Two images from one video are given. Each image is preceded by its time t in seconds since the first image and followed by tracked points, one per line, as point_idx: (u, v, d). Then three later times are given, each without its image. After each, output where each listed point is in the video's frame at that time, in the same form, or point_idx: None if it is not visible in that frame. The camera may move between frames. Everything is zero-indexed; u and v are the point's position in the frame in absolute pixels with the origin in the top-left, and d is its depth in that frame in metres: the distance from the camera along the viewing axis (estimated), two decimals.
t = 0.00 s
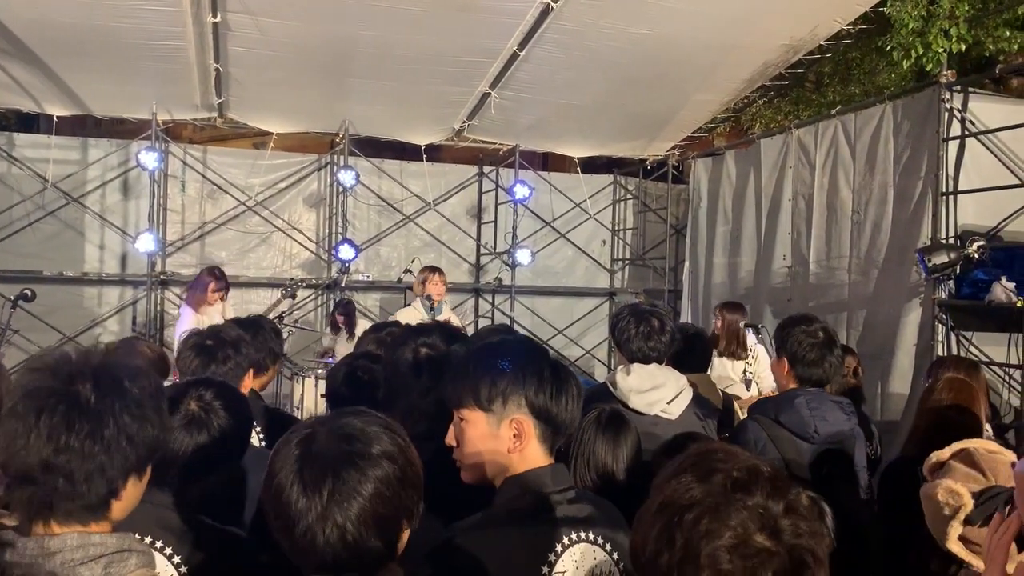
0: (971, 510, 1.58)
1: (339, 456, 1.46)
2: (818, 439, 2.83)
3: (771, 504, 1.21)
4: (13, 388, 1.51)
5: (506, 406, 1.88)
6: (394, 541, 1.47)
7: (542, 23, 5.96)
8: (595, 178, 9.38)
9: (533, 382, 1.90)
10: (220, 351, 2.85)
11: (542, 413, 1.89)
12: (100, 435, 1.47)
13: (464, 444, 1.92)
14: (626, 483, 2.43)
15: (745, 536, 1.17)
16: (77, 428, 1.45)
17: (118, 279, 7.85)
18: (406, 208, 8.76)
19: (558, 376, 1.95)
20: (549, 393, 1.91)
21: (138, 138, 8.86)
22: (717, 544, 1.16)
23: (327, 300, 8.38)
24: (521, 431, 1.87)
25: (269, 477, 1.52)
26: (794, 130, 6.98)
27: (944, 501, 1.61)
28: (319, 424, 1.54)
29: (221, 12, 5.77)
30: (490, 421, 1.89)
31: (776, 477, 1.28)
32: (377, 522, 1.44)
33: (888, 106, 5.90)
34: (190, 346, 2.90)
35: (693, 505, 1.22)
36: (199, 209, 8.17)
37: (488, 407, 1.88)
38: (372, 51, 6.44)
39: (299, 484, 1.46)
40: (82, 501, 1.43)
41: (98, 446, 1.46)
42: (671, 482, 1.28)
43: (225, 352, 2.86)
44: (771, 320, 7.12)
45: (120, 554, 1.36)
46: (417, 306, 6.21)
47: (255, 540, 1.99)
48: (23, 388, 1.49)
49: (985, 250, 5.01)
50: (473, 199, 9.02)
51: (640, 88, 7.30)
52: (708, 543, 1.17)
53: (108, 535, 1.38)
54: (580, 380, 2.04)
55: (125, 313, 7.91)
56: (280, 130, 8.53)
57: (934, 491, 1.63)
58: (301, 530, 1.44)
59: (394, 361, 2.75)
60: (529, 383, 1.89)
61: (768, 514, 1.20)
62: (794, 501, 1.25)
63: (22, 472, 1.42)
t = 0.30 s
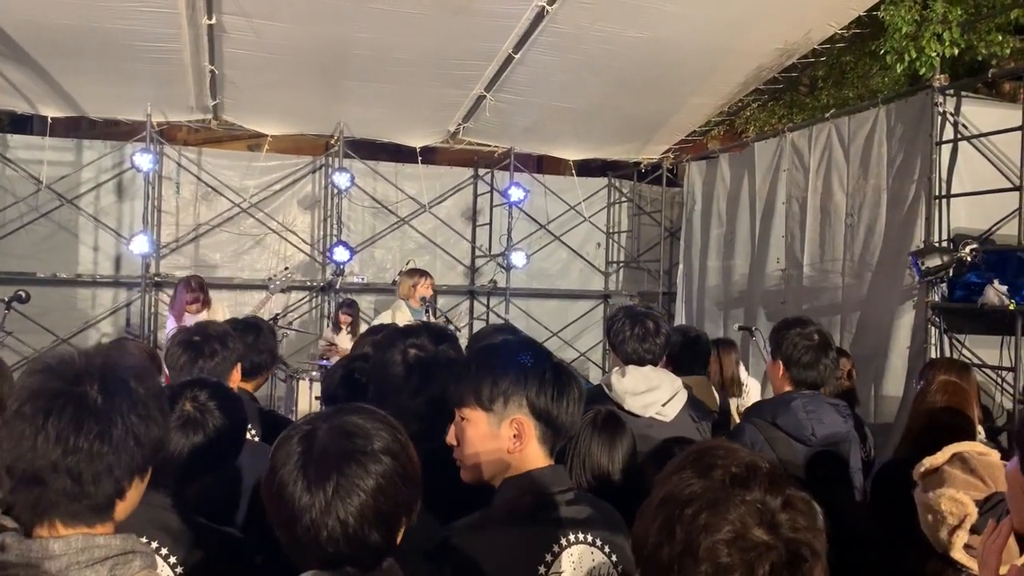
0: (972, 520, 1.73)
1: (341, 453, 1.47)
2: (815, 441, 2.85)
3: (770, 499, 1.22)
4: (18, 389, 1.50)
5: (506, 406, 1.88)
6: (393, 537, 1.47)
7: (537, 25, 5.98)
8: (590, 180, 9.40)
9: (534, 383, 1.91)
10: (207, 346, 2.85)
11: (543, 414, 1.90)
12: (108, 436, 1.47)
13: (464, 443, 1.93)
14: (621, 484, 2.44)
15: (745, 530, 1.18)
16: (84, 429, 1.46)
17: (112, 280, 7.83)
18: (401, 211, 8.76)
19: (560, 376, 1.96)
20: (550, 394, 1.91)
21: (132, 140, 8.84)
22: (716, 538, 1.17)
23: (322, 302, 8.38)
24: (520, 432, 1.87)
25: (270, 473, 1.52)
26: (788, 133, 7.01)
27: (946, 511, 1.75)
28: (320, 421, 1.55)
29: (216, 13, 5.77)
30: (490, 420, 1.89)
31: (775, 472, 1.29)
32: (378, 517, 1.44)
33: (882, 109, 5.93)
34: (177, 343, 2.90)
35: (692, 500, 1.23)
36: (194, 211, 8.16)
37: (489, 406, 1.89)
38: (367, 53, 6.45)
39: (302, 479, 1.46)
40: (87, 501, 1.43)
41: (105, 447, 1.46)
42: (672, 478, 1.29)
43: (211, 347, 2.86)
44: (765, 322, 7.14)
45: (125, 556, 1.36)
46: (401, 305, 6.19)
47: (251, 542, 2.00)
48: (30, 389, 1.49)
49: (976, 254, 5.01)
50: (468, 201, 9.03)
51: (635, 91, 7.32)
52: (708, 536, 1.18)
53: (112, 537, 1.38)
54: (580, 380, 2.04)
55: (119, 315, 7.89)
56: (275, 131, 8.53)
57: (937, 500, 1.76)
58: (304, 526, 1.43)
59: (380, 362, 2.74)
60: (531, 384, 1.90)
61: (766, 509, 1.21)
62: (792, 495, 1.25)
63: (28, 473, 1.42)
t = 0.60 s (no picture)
0: (968, 516, 1.76)
1: (343, 454, 1.46)
2: (810, 444, 2.86)
3: (768, 501, 1.23)
4: (29, 393, 1.48)
5: (506, 407, 1.89)
6: (392, 534, 1.49)
7: (533, 27, 5.99)
8: (585, 182, 9.41)
9: (534, 384, 1.91)
10: (212, 346, 2.84)
11: (542, 415, 1.90)
12: (126, 438, 1.48)
13: (463, 442, 1.93)
14: (616, 484, 2.45)
15: (742, 531, 1.18)
16: (106, 431, 1.46)
17: (105, 279, 7.81)
18: (396, 211, 8.76)
19: (560, 378, 1.97)
20: (550, 395, 1.92)
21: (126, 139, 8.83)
22: (713, 537, 1.18)
23: (316, 303, 8.37)
24: (519, 434, 1.88)
25: (270, 474, 1.49)
26: (782, 136, 7.03)
27: (944, 508, 1.76)
28: (320, 421, 1.52)
29: (212, 13, 5.77)
30: (490, 421, 1.89)
31: (773, 476, 1.30)
32: (379, 515, 1.45)
33: (875, 113, 5.95)
34: (181, 340, 2.89)
35: (689, 500, 1.23)
36: (188, 211, 8.14)
37: (488, 407, 1.89)
38: (363, 54, 6.45)
39: (309, 482, 1.44)
40: (104, 502, 1.43)
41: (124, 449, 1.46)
42: (670, 477, 1.30)
43: (217, 347, 2.85)
44: (759, 324, 7.15)
45: (133, 557, 1.36)
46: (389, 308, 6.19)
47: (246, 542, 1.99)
48: (44, 392, 1.48)
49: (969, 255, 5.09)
50: (463, 202, 9.04)
51: (630, 93, 7.33)
52: (705, 535, 1.18)
53: (121, 538, 1.38)
54: (577, 380, 2.05)
55: (113, 314, 7.87)
56: (270, 131, 8.52)
57: (933, 498, 1.77)
58: (308, 526, 1.43)
59: (369, 360, 2.74)
60: (531, 385, 1.91)
61: (764, 510, 1.22)
62: (788, 498, 1.26)
63: (46, 477, 1.41)
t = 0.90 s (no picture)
0: (975, 516, 1.77)
1: (353, 472, 1.44)
2: (808, 445, 2.87)
3: (765, 500, 1.23)
4: (33, 398, 1.48)
5: (505, 407, 1.89)
6: (397, 546, 1.49)
7: (533, 26, 5.99)
8: (583, 181, 9.41)
9: (533, 385, 1.92)
10: (212, 343, 2.83)
11: (541, 415, 1.90)
12: (136, 431, 1.50)
13: (462, 442, 1.93)
14: (613, 484, 2.45)
15: (742, 529, 1.18)
16: (118, 426, 1.48)
17: (102, 274, 7.80)
18: (394, 209, 8.75)
19: (561, 380, 1.97)
20: (550, 397, 1.92)
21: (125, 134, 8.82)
22: (715, 536, 1.17)
23: (314, 300, 8.36)
24: (518, 433, 1.88)
25: (278, 489, 1.47)
26: (781, 137, 7.04)
27: (951, 509, 1.77)
28: (327, 435, 1.49)
29: (211, 9, 5.76)
30: (488, 421, 1.89)
31: (771, 475, 1.31)
32: (387, 528, 1.45)
33: (874, 115, 5.96)
34: (182, 337, 2.89)
35: (691, 500, 1.23)
36: (187, 206, 8.13)
37: (487, 407, 1.89)
38: (363, 51, 6.44)
39: (322, 500, 1.42)
40: (119, 495, 1.46)
41: (136, 442, 1.50)
42: (668, 478, 1.30)
43: (218, 344, 2.84)
44: (756, 325, 7.16)
45: (142, 549, 1.40)
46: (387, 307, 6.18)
47: (242, 539, 2.00)
48: (50, 393, 1.48)
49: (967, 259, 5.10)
50: (461, 200, 9.03)
51: (630, 93, 7.34)
52: (707, 534, 1.18)
53: (129, 529, 1.41)
54: (577, 381, 2.04)
55: (110, 310, 7.87)
56: (269, 128, 8.51)
57: (940, 499, 1.78)
58: (320, 541, 1.42)
59: (365, 357, 2.72)
60: (530, 384, 1.91)
61: (763, 509, 1.22)
62: (785, 495, 1.27)
63: (59, 480, 1.42)
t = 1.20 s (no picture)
0: (978, 515, 1.78)
1: (369, 470, 1.45)
2: (811, 445, 2.87)
3: (767, 495, 1.24)
4: (49, 393, 1.49)
5: (510, 403, 1.90)
6: (411, 544, 1.49)
7: (537, 23, 5.98)
8: (585, 179, 9.41)
9: (539, 382, 1.92)
10: (200, 335, 2.85)
11: (546, 412, 1.90)
12: (152, 423, 1.52)
13: (468, 438, 1.94)
14: (616, 481, 2.45)
15: (751, 526, 1.19)
16: (136, 419, 1.50)
17: (104, 267, 7.80)
18: (396, 204, 8.75)
19: (568, 377, 1.97)
20: (555, 393, 1.92)
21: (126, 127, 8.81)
22: (725, 535, 1.18)
23: (315, 295, 8.37)
24: (522, 429, 1.88)
25: (294, 487, 1.47)
26: (784, 137, 7.03)
27: (955, 508, 1.78)
28: (342, 434, 1.50)
29: (215, 2, 5.75)
30: (493, 418, 1.90)
31: (769, 472, 1.32)
32: (401, 525, 1.45)
33: (877, 115, 5.95)
34: (171, 330, 2.90)
35: (698, 501, 1.22)
36: (188, 200, 8.13)
37: (492, 404, 1.90)
38: (366, 46, 6.44)
39: (340, 497, 1.42)
40: (136, 487, 1.47)
41: (153, 434, 1.52)
42: (669, 481, 1.29)
43: (206, 336, 2.86)
44: (757, 324, 7.16)
45: (161, 539, 1.43)
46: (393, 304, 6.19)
47: (243, 533, 2.01)
48: (66, 387, 1.49)
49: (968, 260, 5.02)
50: (463, 197, 9.03)
51: (633, 91, 7.34)
52: (718, 534, 1.18)
53: (147, 520, 1.44)
54: (585, 380, 2.05)
55: (111, 303, 7.88)
56: (272, 122, 8.51)
57: (944, 498, 1.79)
58: (337, 538, 1.42)
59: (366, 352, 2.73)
60: (535, 381, 1.92)
61: (765, 504, 1.23)
62: (784, 489, 1.29)
63: (78, 474, 1.43)
